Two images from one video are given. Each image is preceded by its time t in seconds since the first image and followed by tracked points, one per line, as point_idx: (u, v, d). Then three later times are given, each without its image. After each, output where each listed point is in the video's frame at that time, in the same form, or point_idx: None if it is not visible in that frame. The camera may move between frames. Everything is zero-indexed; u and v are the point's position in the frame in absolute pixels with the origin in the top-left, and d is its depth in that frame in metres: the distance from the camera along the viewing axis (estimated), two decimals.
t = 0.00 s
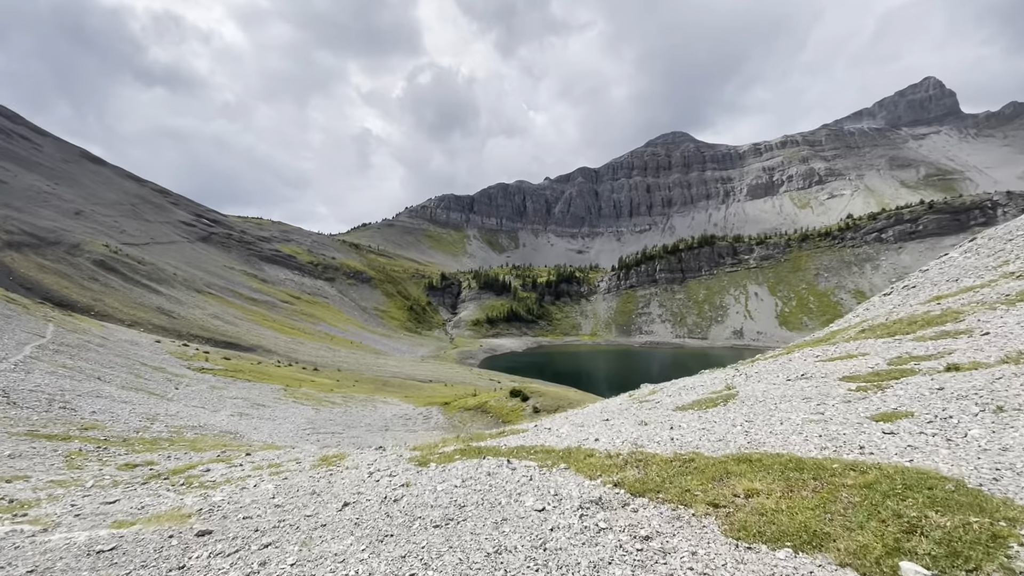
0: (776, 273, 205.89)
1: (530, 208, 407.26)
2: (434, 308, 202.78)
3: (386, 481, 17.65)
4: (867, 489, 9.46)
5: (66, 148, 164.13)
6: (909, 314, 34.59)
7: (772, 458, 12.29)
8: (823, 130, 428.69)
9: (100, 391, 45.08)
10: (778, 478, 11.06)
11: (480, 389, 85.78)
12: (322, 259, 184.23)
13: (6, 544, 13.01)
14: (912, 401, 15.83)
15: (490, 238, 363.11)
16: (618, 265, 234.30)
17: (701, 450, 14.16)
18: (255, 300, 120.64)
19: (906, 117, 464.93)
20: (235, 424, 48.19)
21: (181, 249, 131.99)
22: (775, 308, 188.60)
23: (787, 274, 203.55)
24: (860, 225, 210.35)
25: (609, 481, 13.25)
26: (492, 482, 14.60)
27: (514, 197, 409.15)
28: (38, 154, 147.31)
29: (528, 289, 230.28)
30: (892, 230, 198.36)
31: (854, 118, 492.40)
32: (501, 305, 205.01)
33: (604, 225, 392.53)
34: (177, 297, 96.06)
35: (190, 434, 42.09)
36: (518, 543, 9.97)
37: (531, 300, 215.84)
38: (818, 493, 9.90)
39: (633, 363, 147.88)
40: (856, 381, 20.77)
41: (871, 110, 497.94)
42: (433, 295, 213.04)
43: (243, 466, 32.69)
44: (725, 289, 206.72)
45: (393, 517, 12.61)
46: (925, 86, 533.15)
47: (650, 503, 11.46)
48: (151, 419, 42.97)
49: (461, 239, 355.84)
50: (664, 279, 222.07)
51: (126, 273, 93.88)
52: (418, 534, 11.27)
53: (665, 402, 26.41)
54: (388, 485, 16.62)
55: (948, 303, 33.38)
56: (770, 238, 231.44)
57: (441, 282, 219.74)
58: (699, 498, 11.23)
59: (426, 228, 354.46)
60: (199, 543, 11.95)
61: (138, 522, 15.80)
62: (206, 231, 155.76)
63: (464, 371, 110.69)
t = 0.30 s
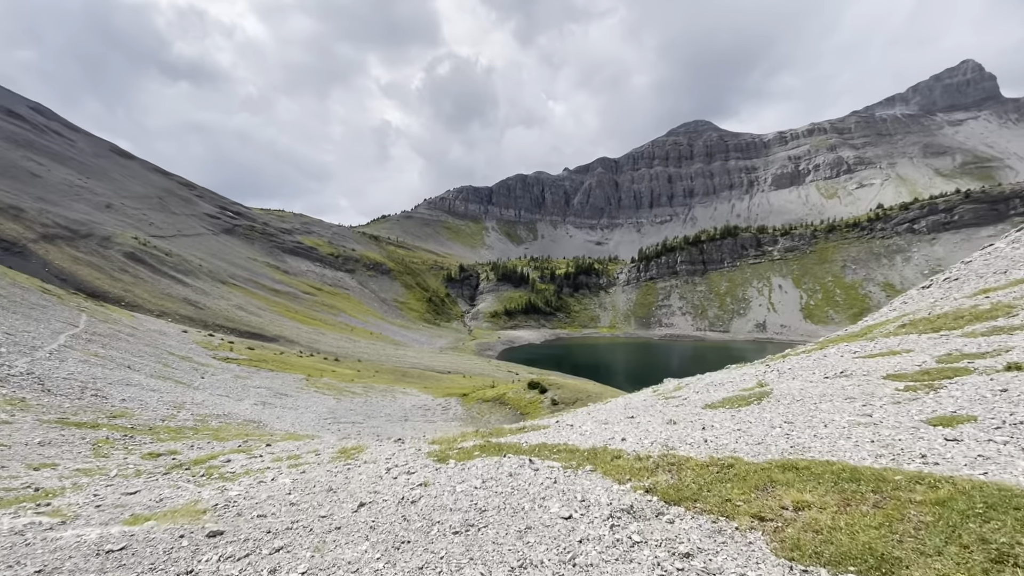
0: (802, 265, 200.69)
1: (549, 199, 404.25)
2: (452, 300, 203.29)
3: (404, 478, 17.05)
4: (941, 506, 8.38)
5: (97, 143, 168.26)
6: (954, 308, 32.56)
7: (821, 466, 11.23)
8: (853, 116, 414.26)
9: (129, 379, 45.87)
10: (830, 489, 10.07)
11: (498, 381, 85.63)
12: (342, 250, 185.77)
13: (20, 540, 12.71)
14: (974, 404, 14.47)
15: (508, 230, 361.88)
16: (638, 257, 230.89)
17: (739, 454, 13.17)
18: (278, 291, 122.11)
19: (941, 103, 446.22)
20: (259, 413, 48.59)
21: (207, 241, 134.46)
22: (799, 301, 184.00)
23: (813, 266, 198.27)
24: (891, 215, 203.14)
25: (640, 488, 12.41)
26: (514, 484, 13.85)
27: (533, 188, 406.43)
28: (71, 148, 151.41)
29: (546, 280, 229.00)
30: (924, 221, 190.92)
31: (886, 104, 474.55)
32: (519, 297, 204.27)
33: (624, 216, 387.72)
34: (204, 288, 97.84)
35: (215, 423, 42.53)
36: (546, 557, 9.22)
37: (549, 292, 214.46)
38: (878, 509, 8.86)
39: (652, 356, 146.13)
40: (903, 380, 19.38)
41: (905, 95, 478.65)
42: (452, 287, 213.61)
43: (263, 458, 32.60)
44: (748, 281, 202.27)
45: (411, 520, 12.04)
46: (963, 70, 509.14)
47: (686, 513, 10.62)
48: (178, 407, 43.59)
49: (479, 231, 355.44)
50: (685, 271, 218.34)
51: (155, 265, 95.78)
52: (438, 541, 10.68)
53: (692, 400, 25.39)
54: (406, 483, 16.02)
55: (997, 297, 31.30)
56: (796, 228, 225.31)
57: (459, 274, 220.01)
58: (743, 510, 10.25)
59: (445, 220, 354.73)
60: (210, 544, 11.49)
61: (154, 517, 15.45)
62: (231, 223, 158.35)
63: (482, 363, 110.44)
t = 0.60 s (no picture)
0: (829, 258, 195.08)
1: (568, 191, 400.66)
2: (471, 292, 203.41)
3: (424, 475, 16.42)
4: None
5: (126, 138, 171.99)
6: (1003, 302, 30.56)
7: (883, 474, 10.12)
8: (885, 103, 399.40)
9: (158, 368, 46.55)
10: (896, 500, 9.07)
11: (516, 373, 85.28)
12: (363, 242, 187.23)
13: (38, 534, 12.38)
14: None
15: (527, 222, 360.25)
16: (658, 249, 227.15)
17: (784, 458, 12.16)
18: (300, 283, 123.33)
19: (980, 88, 426.74)
20: (282, 403, 48.88)
21: (231, 234, 136.61)
22: (825, 294, 178.90)
23: (840, 258, 192.39)
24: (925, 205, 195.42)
25: (677, 493, 11.56)
26: (540, 485, 13.07)
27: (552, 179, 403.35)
28: (101, 143, 155.10)
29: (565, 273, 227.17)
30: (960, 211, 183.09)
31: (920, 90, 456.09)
32: (537, 289, 203.12)
33: (644, 207, 382.28)
34: (229, 280, 99.38)
35: (239, 412, 42.89)
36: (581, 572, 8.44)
37: (568, 284, 212.66)
38: (957, 527, 7.82)
39: (672, 349, 144.01)
40: (958, 377, 17.99)
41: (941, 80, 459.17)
42: (471, 279, 213.74)
43: (284, 449, 32.45)
44: (772, 274, 197.32)
45: (432, 523, 11.37)
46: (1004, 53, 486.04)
47: (730, 522, 9.73)
48: (204, 396, 44.06)
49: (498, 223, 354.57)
50: (707, 264, 214.01)
51: (182, 257, 97.60)
52: (461, 548, 9.96)
53: (723, 396, 24.30)
54: (427, 480, 15.38)
55: None
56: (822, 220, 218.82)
57: (478, 267, 219.84)
58: (796, 522, 9.28)
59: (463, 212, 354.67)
60: (225, 544, 11.01)
61: (171, 511, 15.06)
62: (254, 216, 160.64)
63: (501, 355, 110.14)
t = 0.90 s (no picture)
0: (859, 250, 188.94)
1: (589, 183, 396.16)
2: (491, 285, 203.18)
3: (444, 477, 15.85)
4: None
5: (156, 134, 176.02)
6: None
7: (952, 492, 9.10)
8: (921, 90, 383.52)
9: (186, 358, 47.31)
10: (973, 524, 8.06)
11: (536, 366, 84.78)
12: (383, 236, 188.41)
13: (57, 533, 12.14)
14: None
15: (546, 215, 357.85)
16: (681, 241, 222.87)
17: (836, 469, 11.16)
18: (323, 276, 124.80)
19: None
20: (305, 393, 49.28)
21: (256, 227, 138.75)
22: (855, 287, 173.60)
23: (871, 251, 186.12)
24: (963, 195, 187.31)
25: (714, 507, 10.71)
26: (567, 493, 12.34)
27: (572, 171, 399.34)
28: (132, 139, 158.95)
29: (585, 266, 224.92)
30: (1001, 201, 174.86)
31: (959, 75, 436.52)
32: (557, 282, 201.69)
33: (666, 199, 376.18)
34: (254, 272, 100.90)
35: (264, 402, 43.34)
36: None
37: (588, 277, 210.46)
38: None
39: (694, 344, 141.65)
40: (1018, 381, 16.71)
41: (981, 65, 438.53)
42: (491, 272, 213.35)
43: (306, 442, 32.39)
44: (798, 267, 192.36)
45: (453, 534, 10.73)
46: None
47: (777, 544, 8.84)
48: (230, 386, 44.71)
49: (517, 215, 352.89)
50: (731, 256, 209.24)
51: (209, 250, 99.46)
52: (485, 564, 9.31)
53: (757, 396, 23.15)
54: (449, 483, 14.81)
55: None
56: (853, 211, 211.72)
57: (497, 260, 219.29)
58: (855, 546, 8.32)
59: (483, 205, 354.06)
60: (241, 549, 10.64)
61: (190, 510, 14.79)
62: (278, 210, 162.90)
63: (520, 348, 109.68)
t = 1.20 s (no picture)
0: (893, 244, 182.21)
1: (611, 176, 391.03)
2: (511, 279, 202.57)
3: (466, 479, 15.20)
4: None
5: (186, 130, 180.00)
6: None
7: None
8: (960, 77, 367.36)
9: (215, 349, 48.06)
10: None
11: (556, 360, 83.93)
12: (405, 230, 189.35)
13: (73, 530, 11.79)
14: None
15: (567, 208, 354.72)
16: (705, 235, 218.08)
17: (896, 483, 10.08)
18: (346, 269, 126.01)
19: None
20: (329, 385, 49.62)
21: (282, 222, 140.80)
22: (887, 282, 167.52)
23: (906, 245, 179.28)
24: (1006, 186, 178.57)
25: (763, 521, 9.79)
26: (597, 501, 11.54)
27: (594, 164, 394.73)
28: (163, 135, 162.72)
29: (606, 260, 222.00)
30: None
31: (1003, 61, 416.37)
32: (578, 277, 199.74)
33: (690, 192, 369.30)
34: (279, 266, 102.33)
35: (289, 393, 43.67)
36: None
37: (609, 271, 207.76)
38: None
39: (718, 339, 138.64)
40: None
41: None
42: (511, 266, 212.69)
43: (327, 436, 32.32)
44: (827, 261, 186.51)
45: (476, 544, 10.02)
46: None
47: (837, 568, 7.93)
48: (256, 377, 45.23)
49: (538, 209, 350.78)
50: (757, 251, 203.94)
51: (236, 244, 101.22)
52: None
53: (793, 397, 21.98)
54: (471, 486, 14.17)
55: None
56: (886, 203, 204.22)
57: (518, 254, 218.35)
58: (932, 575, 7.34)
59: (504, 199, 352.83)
60: (253, 555, 10.12)
61: (208, 508, 14.43)
62: (303, 205, 165.05)
63: (541, 342, 108.94)
